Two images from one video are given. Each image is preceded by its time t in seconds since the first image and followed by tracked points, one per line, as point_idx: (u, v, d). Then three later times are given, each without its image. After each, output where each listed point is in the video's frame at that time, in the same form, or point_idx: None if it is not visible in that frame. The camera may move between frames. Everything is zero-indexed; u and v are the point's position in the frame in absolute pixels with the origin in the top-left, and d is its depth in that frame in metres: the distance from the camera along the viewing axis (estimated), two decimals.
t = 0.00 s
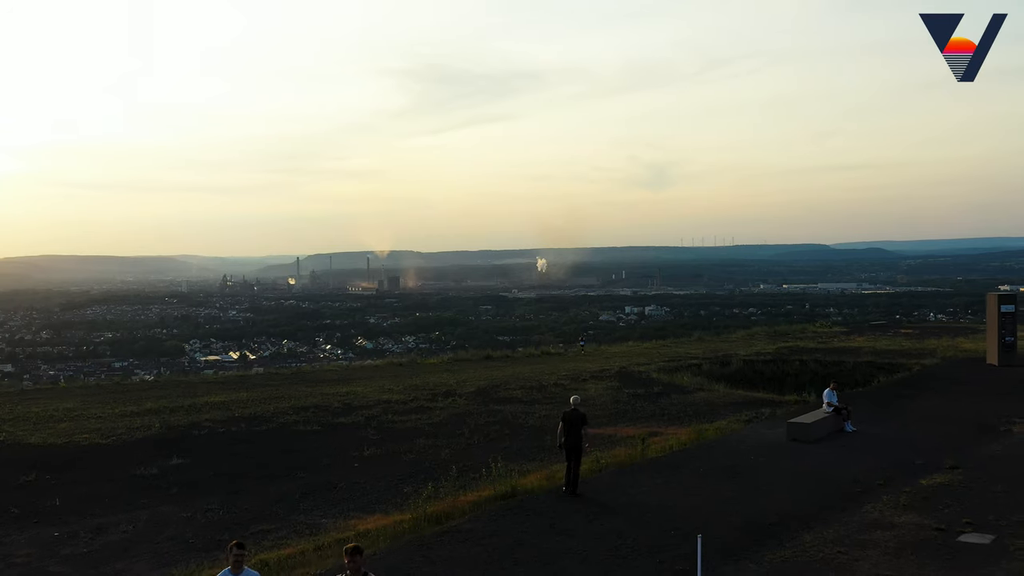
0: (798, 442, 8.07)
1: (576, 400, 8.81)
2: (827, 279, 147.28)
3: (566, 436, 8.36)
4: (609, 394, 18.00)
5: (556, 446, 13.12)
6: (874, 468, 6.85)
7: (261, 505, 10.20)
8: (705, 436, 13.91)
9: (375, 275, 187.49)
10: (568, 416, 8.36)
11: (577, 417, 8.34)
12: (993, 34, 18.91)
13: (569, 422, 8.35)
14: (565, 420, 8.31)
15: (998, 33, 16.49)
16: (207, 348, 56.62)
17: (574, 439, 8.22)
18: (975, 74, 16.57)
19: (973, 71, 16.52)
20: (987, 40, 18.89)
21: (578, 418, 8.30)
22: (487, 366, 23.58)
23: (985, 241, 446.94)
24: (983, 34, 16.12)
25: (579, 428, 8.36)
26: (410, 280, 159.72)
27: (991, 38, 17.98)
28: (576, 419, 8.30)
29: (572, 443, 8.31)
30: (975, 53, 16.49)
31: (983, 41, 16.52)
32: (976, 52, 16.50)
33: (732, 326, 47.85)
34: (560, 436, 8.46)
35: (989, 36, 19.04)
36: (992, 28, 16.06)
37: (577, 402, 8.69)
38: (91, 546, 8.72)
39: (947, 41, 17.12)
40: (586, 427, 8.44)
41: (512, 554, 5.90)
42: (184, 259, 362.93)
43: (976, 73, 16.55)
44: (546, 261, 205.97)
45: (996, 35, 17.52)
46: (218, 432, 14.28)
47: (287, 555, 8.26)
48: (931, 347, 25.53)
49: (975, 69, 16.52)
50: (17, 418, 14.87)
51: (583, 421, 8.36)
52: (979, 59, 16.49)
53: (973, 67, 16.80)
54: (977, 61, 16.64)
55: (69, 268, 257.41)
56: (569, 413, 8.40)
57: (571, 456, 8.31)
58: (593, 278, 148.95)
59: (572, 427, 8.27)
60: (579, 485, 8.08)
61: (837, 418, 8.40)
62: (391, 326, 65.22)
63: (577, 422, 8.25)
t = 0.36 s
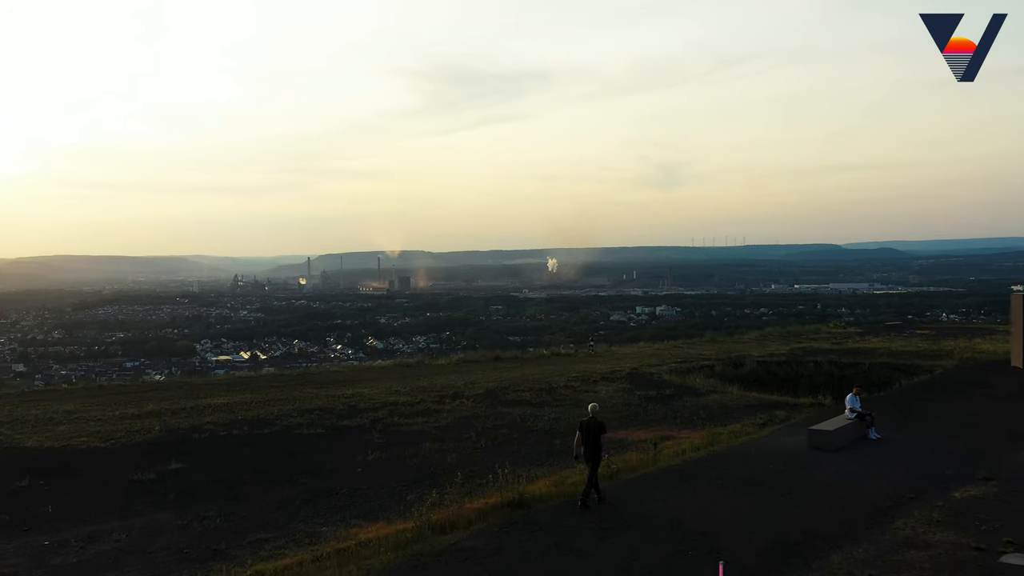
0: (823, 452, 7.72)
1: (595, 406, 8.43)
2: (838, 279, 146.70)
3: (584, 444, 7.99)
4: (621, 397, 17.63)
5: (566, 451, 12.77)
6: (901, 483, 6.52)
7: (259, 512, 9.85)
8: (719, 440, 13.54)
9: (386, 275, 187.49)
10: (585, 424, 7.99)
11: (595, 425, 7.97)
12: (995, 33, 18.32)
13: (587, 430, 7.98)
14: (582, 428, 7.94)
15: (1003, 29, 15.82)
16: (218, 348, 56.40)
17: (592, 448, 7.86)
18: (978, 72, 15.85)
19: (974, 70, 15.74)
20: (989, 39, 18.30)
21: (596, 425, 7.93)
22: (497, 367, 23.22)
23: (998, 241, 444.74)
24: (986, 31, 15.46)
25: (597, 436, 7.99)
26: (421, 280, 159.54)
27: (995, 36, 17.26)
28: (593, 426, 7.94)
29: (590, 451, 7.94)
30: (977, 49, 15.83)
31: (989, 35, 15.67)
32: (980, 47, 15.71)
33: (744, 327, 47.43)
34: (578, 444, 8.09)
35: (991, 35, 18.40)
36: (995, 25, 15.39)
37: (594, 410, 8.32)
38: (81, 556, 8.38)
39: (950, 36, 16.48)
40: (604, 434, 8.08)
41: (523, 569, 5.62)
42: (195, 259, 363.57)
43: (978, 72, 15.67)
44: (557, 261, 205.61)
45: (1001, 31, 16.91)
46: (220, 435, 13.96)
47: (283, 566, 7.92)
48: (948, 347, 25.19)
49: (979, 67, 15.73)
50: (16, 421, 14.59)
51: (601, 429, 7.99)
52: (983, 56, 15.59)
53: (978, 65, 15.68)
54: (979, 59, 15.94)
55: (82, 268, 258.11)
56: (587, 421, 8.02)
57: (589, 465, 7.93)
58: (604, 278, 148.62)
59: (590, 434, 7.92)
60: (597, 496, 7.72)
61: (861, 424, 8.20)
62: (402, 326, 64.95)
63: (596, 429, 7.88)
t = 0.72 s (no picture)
0: (841, 459, 8.06)
1: (614, 412, 8.11)
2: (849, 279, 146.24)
3: (604, 451, 7.67)
4: (632, 399, 17.27)
5: (575, 456, 12.44)
6: (926, 506, 6.23)
7: (256, 521, 9.51)
8: (732, 446, 13.18)
9: (396, 275, 187.46)
10: (605, 430, 7.67)
11: (615, 431, 7.63)
12: (992, 39, 19.35)
13: (607, 437, 7.65)
14: (601, 434, 7.62)
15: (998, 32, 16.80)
16: (228, 348, 56.23)
17: (611, 455, 7.53)
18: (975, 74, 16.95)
19: (973, 71, 16.96)
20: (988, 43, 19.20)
21: (615, 431, 7.60)
22: (505, 368, 22.86)
23: (1011, 240, 443.19)
24: (986, 30, 16.29)
25: (617, 442, 7.65)
26: (431, 280, 159.35)
27: (991, 40, 18.35)
28: (612, 433, 7.60)
29: (609, 459, 7.62)
30: (975, 51, 16.86)
31: (985, 39, 16.81)
32: (976, 50, 16.86)
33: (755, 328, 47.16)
34: (597, 450, 7.76)
35: (989, 39, 19.42)
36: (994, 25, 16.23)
37: (614, 415, 7.99)
38: (72, 566, 8.07)
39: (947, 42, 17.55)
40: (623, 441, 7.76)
41: None
42: (206, 259, 364.17)
43: (976, 73, 16.93)
44: (567, 262, 205.22)
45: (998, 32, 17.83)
46: (220, 439, 13.65)
47: None
48: (963, 348, 24.90)
49: (975, 68, 16.94)
50: (13, 423, 14.32)
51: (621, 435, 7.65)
52: (979, 59, 16.93)
53: (974, 67, 16.93)
54: (977, 61, 16.97)
55: (94, 269, 258.75)
56: (607, 426, 7.69)
57: (609, 474, 7.61)
58: (614, 278, 148.39)
59: (610, 441, 7.58)
60: (616, 506, 7.38)
61: (886, 430, 8.50)
62: (412, 326, 64.73)
63: (615, 436, 7.55)
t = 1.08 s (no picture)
0: (868, 468, 7.78)
1: (637, 420, 7.73)
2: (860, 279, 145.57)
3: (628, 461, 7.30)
4: (642, 401, 16.87)
5: (584, 461, 12.06)
6: (961, 524, 6.08)
7: (252, 530, 9.15)
8: (746, 450, 12.77)
9: (406, 275, 187.25)
10: (627, 439, 7.30)
11: (639, 441, 7.25)
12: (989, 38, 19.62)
13: (630, 447, 7.27)
14: (624, 444, 7.24)
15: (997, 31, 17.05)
16: (238, 348, 56.01)
17: (633, 466, 7.16)
18: (976, 72, 17.18)
19: (973, 71, 17.20)
20: (986, 42, 19.37)
21: (639, 441, 7.21)
22: (513, 369, 22.49)
23: None
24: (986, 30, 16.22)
25: (641, 453, 7.28)
26: (441, 280, 159.15)
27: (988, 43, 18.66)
28: (635, 442, 7.23)
29: (630, 470, 7.23)
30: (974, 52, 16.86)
31: (984, 38, 17.05)
32: (976, 50, 17.07)
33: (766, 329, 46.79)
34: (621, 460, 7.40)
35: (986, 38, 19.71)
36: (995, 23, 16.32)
37: (637, 422, 7.61)
38: None
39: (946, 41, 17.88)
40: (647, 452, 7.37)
41: None
42: (216, 259, 364.82)
43: (976, 72, 17.18)
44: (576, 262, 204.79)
45: (996, 34, 18.05)
46: (220, 443, 13.27)
47: None
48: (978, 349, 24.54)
49: (975, 68, 17.19)
50: (9, 426, 14.03)
51: (645, 445, 7.27)
52: (979, 59, 17.14)
53: (974, 66, 17.19)
54: (977, 61, 17.20)
55: (106, 269, 259.37)
56: (631, 436, 7.32)
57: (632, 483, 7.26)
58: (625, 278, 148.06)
59: (633, 451, 7.21)
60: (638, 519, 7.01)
61: (912, 439, 8.28)
62: (422, 326, 64.44)
63: (638, 446, 7.17)
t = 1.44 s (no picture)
0: (895, 480, 7.52)
1: (662, 426, 7.23)
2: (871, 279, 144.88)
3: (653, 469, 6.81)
4: (653, 404, 16.47)
5: (593, 467, 11.69)
6: (996, 544, 5.84)
7: (249, 539, 8.82)
8: (760, 455, 12.40)
9: (416, 275, 187.11)
10: (653, 447, 6.77)
11: (666, 449, 6.74)
12: (988, 39, 19.79)
13: (656, 455, 6.76)
14: (650, 452, 6.73)
15: (996, 31, 17.30)
16: (249, 348, 55.86)
17: (660, 477, 6.66)
18: (975, 72, 17.57)
19: (973, 71, 17.60)
20: (986, 44, 19.69)
21: (667, 450, 6.69)
22: (522, 370, 22.14)
23: None
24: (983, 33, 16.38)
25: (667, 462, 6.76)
26: (451, 280, 159.00)
27: (988, 44, 18.81)
28: (661, 451, 6.72)
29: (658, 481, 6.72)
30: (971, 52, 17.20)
31: (983, 38, 17.40)
32: (976, 50, 17.43)
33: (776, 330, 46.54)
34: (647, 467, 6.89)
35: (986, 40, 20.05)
36: (993, 26, 16.72)
37: (664, 430, 7.09)
38: None
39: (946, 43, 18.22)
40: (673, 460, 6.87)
41: None
42: (227, 260, 365.38)
43: (976, 72, 17.58)
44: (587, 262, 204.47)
45: (995, 38, 18.34)
46: (220, 447, 12.93)
47: None
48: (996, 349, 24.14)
49: (976, 68, 17.57)
50: (3, 430, 13.70)
51: (672, 454, 6.76)
52: (979, 59, 17.52)
53: (974, 67, 17.59)
54: (977, 61, 17.58)
55: (119, 269, 260.11)
56: (658, 443, 6.79)
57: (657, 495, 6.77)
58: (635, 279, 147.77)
59: (658, 461, 6.70)
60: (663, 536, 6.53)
61: (941, 448, 8.07)
62: (432, 326, 64.26)
63: (665, 455, 6.65)
